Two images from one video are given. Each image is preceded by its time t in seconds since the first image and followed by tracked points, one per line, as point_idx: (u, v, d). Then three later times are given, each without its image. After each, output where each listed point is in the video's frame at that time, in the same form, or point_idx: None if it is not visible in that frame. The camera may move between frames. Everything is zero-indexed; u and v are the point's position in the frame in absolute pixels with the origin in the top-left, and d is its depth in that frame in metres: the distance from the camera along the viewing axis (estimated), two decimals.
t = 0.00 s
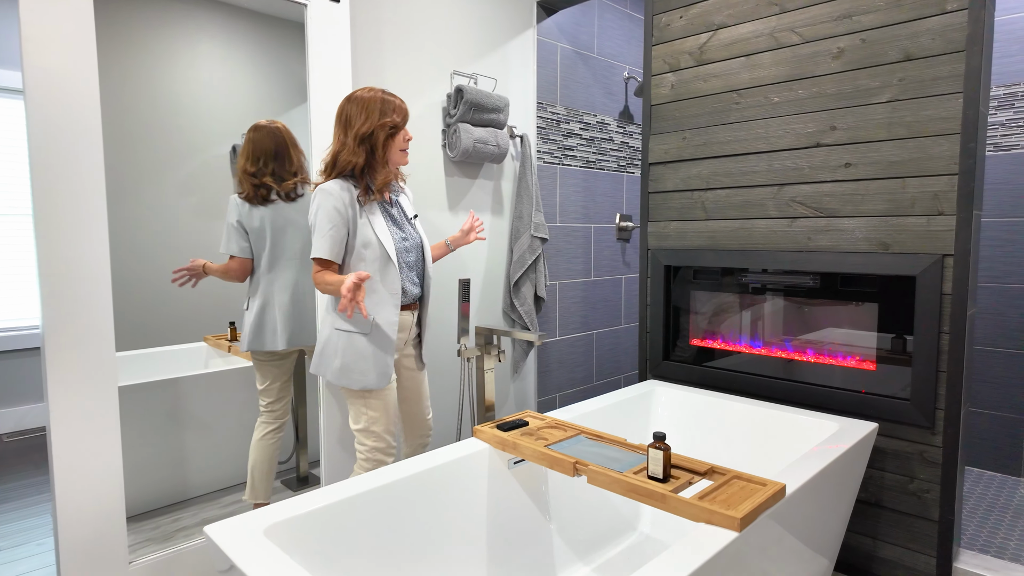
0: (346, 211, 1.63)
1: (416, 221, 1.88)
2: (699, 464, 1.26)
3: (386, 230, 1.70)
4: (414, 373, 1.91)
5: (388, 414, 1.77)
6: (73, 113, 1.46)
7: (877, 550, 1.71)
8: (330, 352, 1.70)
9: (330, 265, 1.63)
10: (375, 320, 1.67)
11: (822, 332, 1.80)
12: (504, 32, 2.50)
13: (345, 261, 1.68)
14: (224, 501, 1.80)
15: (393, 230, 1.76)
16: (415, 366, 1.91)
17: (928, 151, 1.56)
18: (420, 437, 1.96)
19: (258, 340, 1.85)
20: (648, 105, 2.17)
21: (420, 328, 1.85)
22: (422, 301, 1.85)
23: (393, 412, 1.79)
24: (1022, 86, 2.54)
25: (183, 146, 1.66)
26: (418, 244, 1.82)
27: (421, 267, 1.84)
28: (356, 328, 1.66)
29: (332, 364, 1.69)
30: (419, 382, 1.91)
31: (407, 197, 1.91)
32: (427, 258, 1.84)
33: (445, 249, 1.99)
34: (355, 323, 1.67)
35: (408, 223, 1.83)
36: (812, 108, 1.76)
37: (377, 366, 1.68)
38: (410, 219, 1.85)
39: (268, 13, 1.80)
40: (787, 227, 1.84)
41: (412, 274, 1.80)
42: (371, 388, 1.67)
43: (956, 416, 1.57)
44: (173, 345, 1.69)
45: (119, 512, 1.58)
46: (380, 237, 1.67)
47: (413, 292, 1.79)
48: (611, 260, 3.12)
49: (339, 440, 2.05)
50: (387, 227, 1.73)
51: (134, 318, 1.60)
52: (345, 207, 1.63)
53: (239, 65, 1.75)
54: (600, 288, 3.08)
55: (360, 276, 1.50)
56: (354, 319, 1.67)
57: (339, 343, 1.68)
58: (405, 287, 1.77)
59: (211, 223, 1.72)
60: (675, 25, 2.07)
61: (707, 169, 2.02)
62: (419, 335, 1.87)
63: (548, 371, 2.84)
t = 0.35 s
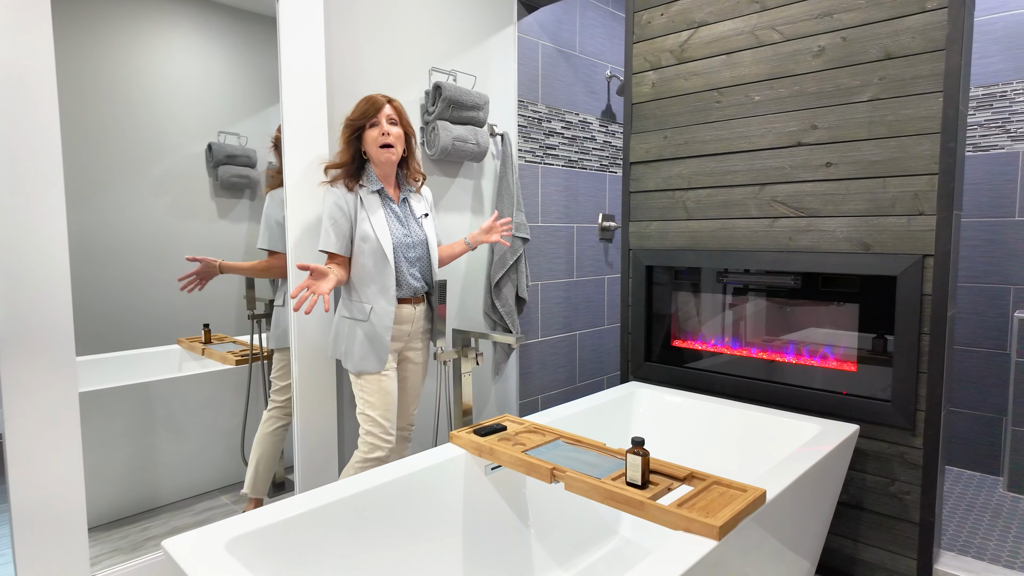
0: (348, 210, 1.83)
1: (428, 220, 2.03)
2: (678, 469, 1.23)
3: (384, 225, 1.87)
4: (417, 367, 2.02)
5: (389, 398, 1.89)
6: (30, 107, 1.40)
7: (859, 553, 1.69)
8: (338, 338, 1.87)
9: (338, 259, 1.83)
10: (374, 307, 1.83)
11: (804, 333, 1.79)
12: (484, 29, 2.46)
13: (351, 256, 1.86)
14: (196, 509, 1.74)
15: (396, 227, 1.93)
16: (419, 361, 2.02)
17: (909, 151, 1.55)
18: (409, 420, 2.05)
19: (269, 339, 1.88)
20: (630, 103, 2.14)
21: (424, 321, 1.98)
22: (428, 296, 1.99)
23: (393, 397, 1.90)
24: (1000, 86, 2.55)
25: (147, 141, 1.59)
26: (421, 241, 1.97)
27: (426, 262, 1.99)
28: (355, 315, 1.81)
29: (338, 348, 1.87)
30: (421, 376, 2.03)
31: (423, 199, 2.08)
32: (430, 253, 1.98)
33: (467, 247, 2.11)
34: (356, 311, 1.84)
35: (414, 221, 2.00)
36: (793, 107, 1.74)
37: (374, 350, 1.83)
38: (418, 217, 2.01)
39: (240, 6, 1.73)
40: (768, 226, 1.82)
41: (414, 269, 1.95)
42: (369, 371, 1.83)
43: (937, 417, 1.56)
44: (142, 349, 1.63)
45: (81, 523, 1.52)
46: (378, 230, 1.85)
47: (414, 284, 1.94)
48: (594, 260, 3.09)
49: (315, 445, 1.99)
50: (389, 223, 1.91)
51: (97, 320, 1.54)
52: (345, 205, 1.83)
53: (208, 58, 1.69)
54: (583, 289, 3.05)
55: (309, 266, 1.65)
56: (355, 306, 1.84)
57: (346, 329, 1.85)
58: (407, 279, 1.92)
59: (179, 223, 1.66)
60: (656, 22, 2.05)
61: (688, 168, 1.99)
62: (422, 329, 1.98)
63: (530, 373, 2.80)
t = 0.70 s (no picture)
0: (329, 208, 1.84)
1: (416, 223, 1.98)
2: (661, 477, 1.21)
3: (362, 227, 1.84)
4: (402, 370, 1.97)
5: (372, 400, 1.88)
6: None
7: (841, 556, 1.69)
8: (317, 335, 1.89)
9: (323, 258, 1.88)
10: (347, 308, 1.82)
11: (788, 335, 1.78)
12: (465, 29, 2.44)
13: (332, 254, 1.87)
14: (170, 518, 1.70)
15: (378, 228, 1.90)
16: (403, 364, 1.97)
17: (890, 155, 1.55)
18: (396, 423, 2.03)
19: (247, 343, 1.83)
20: (612, 105, 2.13)
21: (406, 324, 1.94)
22: (410, 300, 1.95)
23: (378, 398, 1.90)
24: (978, 90, 2.58)
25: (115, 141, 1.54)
26: (403, 243, 1.93)
27: (408, 265, 1.94)
28: (329, 313, 1.81)
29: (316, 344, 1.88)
30: (405, 378, 1.99)
31: (415, 203, 2.02)
32: (413, 259, 1.93)
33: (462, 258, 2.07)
34: (331, 309, 1.84)
35: (400, 224, 1.95)
36: (775, 110, 1.73)
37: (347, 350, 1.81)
38: (404, 219, 1.96)
39: (214, 3, 1.69)
40: (751, 230, 1.82)
41: (393, 271, 1.91)
42: (342, 368, 1.82)
43: (918, 421, 1.56)
44: (115, 354, 1.58)
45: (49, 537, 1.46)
46: (356, 230, 1.83)
47: (391, 287, 1.90)
48: (578, 262, 3.08)
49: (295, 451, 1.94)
50: (368, 225, 1.88)
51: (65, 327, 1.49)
52: (325, 203, 1.84)
53: (181, 55, 1.64)
54: (567, 291, 3.03)
55: (272, 281, 1.67)
56: (331, 305, 1.84)
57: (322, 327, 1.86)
58: (384, 281, 1.89)
59: (151, 224, 1.61)
60: (639, 24, 2.04)
61: (671, 171, 1.98)
62: (405, 331, 1.94)
63: (514, 375, 2.78)
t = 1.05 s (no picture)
0: (309, 212, 1.81)
1: (397, 228, 1.96)
2: (641, 486, 1.21)
3: (342, 232, 1.82)
4: (381, 378, 1.94)
5: (345, 407, 1.88)
6: None
7: (821, 560, 1.70)
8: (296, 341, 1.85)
9: (303, 263, 1.84)
10: (327, 314, 1.80)
11: (766, 339, 1.79)
12: (446, 33, 2.42)
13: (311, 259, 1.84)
14: (145, 530, 1.65)
15: (358, 233, 1.88)
16: (382, 371, 1.94)
17: (867, 162, 1.56)
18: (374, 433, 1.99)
19: (224, 349, 1.80)
20: (594, 111, 2.12)
21: (386, 330, 1.92)
22: (391, 306, 1.93)
23: (352, 404, 1.89)
24: (953, 98, 2.63)
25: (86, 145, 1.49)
26: (383, 248, 1.91)
27: (388, 270, 1.93)
28: (309, 319, 1.78)
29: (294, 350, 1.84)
30: (384, 385, 1.96)
31: (397, 208, 2.00)
32: (393, 263, 1.92)
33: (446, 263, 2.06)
34: (310, 315, 1.81)
35: (381, 228, 1.93)
36: (754, 117, 1.74)
37: (326, 356, 1.79)
38: (385, 223, 1.94)
39: (188, 5, 1.65)
40: (730, 236, 1.82)
41: (374, 276, 1.89)
42: (321, 374, 1.79)
43: (895, 426, 1.57)
44: (88, 360, 1.54)
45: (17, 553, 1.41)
46: (336, 235, 1.81)
47: (372, 292, 1.88)
48: (561, 266, 3.07)
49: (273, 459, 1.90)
50: (348, 230, 1.86)
51: (34, 336, 1.44)
52: (305, 206, 1.81)
53: (155, 57, 1.60)
54: (550, 295, 3.03)
55: (246, 281, 1.66)
56: (311, 311, 1.81)
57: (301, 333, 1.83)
58: (365, 286, 1.87)
59: (125, 230, 1.57)
60: (620, 30, 2.04)
61: (652, 177, 1.99)
62: (384, 338, 1.91)
63: (497, 380, 2.77)
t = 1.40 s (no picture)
0: (288, 221, 1.79)
1: (377, 235, 1.96)
2: (622, 496, 1.21)
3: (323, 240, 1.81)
4: (364, 387, 1.93)
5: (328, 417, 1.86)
6: None
7: (801, 564, 1.72)
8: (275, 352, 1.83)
9: (281, 273, 1.83)
10: (309, 324, 1.79)
11: (748, 342, 1.81)
12: (429, 38, 2.42)
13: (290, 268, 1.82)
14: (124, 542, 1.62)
15: (339, 241, 1.86)
16: (365, 381, 1.92)
17: (845, 172, 1.59)
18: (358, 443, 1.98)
19: (203, 356, 1.77)
20: (576, 118, 2.13)
21: (369, 338, 1.91)
22: (372, 313, 1.92)
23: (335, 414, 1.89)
24: (928, 106, 2.67)
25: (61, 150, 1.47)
26: (365, 256, 1.91)
27: (370, 278, 1.92)
28: (290, 330, 1.77)
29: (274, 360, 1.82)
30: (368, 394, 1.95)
31: (376, 212, 2.00)
32: (376, 271, 1.92)
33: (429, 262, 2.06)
34: (291, 325, 1.79)
35: (361, 235, 1.92)
36: (734, 126, 1.76)
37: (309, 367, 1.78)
38: (365, 231, 1.93)
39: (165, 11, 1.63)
40: (711, 244, 1.84)
41: (356, 284, 1.89)
42: (305, 387, 1.78)
43: (872, 432, 1.60)
44: (64, 368, 1.51)
45: None
46: (317, 244, 1.79)
47: (354, 300, 1.87)
48: (545, 270, 3.08)
49: (253, 466, 1.89)
50: (329, 238, 1.84)
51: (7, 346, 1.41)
52: (284, 215, 1.79)
53: (132, 62, 1.57)
54: (534, 299, 3.03)
55: (225, 287, 1.63)
56: (292, 321, 1.79)
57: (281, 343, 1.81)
58: (347, 295, 1.86)
59: (102, 236, 1.54)
60: (602, 37, 2.05)
61: (634, 185, 2.00)
62: (367, 347, 1.90)
63: (481, 385, 2.77)
